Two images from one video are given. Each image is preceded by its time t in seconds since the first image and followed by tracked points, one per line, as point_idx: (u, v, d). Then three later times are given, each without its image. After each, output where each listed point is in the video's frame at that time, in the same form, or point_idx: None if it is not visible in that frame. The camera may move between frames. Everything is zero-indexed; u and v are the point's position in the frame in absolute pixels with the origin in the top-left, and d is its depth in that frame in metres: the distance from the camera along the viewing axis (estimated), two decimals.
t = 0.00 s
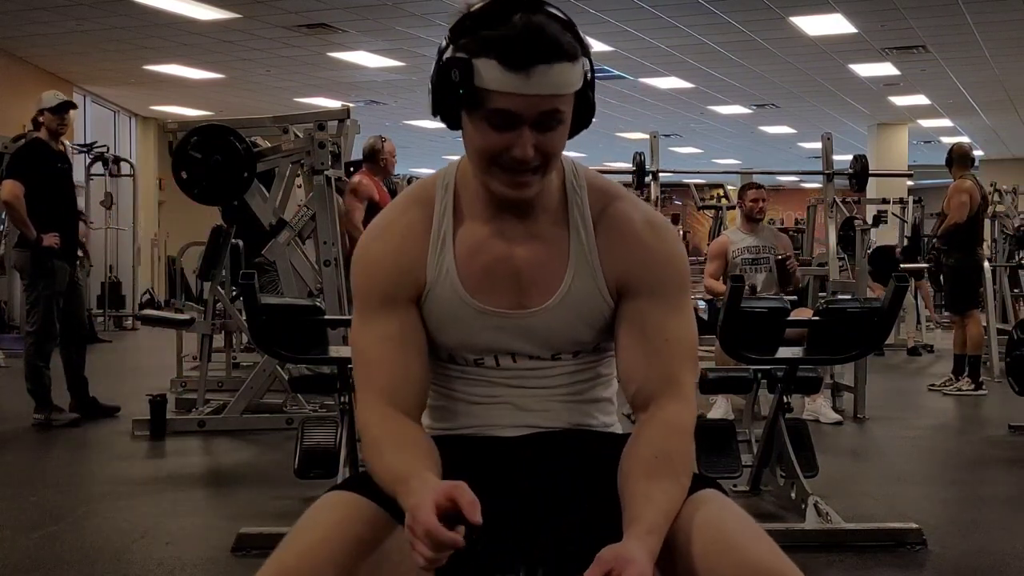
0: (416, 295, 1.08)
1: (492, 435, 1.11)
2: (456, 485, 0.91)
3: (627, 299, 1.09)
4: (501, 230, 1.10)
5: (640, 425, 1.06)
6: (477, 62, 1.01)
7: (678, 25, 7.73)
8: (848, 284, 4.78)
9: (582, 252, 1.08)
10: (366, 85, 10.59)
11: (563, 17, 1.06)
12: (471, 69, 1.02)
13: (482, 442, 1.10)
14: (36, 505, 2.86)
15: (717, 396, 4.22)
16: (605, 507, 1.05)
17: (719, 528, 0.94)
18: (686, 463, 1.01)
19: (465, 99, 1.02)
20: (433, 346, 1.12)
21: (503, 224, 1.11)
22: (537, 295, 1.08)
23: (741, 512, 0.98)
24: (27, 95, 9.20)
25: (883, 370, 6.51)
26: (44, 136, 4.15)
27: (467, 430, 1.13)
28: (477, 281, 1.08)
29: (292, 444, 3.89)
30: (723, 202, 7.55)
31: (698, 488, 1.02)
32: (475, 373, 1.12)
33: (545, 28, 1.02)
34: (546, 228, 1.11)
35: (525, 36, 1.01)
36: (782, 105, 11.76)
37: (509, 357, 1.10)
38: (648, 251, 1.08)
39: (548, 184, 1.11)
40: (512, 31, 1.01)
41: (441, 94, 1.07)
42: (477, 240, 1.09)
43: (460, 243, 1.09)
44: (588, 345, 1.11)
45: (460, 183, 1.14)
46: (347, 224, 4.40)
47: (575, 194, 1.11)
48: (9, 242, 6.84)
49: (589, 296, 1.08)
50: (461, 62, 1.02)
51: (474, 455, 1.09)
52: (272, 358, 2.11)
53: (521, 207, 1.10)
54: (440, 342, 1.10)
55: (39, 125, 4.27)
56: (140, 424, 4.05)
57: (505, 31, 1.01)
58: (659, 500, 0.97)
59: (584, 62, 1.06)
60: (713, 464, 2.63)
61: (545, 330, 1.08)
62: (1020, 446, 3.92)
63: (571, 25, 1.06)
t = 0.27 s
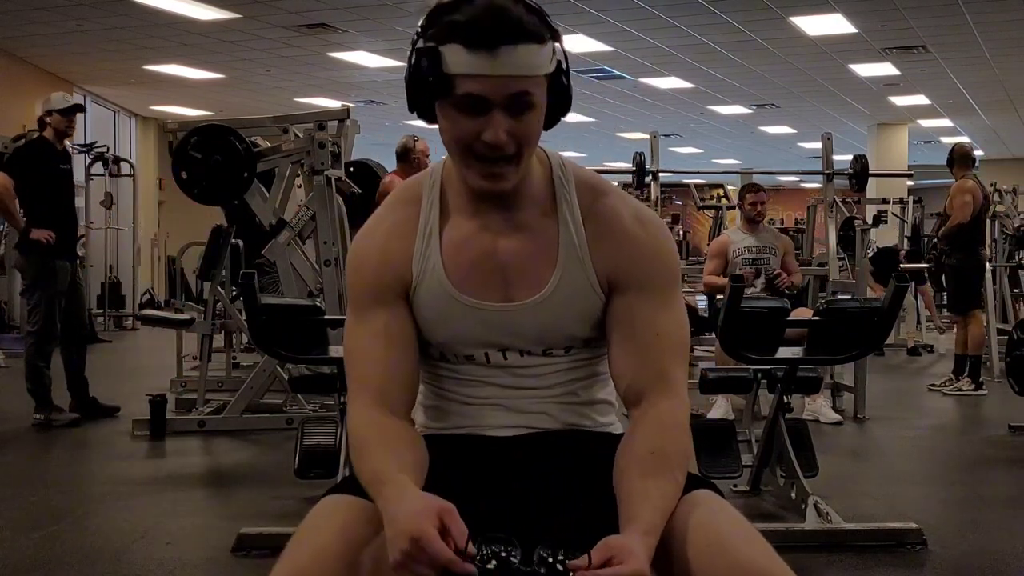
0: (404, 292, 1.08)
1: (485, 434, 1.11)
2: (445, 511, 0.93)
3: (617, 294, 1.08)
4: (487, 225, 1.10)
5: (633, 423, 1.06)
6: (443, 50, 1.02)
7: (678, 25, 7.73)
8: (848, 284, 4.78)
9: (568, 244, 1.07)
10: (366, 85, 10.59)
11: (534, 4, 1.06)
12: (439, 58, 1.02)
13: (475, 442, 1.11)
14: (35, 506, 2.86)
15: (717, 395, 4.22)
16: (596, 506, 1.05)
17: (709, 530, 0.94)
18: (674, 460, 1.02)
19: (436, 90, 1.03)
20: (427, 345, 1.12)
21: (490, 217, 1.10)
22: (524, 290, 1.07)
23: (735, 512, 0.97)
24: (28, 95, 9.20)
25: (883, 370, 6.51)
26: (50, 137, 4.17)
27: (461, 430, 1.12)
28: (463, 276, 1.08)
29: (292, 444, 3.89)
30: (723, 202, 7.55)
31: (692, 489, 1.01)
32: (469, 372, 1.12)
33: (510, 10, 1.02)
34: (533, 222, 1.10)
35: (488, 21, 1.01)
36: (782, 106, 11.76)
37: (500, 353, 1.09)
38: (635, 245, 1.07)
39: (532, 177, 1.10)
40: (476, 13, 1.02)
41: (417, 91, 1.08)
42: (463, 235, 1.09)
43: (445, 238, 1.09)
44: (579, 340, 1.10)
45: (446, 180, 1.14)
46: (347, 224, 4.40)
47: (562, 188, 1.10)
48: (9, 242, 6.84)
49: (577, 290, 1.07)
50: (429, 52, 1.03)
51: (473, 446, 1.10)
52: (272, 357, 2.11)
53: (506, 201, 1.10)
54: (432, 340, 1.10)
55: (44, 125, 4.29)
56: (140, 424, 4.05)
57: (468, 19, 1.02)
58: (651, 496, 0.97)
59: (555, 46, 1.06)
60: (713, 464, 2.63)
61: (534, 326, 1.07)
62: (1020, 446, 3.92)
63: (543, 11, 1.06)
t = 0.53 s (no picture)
0: (411, 295, 1.08)
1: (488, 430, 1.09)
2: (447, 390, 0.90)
3: (624, 294, 1.08)
4: (493, 228, 1.10)
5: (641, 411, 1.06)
6: (444, 60, 1.02)
7: (678, 25, 7.73)
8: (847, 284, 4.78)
9: (572, 244, 1.07)
10: (366, 85, 10.59)
11: (536, 11, 1.05)
12: (438, 68, 1.02)
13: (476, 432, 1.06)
14: (36, 506, 2.86)
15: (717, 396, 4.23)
16: (605, 505, 0.98)
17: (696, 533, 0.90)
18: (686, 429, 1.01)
19: (437, 97, 1.03)
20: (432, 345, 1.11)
21: (495, 219, 1.10)
22: (529, 289, 1.06)
23: (726, 519, 0.94)
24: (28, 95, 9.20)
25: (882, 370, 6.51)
26: (53, 137, 4.18)
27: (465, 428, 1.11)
28: (467, 274, 1.07)
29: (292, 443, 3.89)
30: (723, 202, 7.55)
31: (670, 490, 0.97)
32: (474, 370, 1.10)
33: (508, 19, 1.01)
34: (539, 224, 1.10)
35: (486, 28, 1.01)
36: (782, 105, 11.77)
37: (505, 351, 1.08)
38: (640, 247, 1.08)
39: (536, 178, 1.11)
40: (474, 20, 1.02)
41: (420, 99, 1.08)
42: (469, 237, 1.09)
43: (451, 241, 1.08)
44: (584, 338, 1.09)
45: (451, 186, 1.14)
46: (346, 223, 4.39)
47: (567, 191, 1.11)
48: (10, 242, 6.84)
49: (583, 287, 1.06)
50: (430, 61, 1.03)
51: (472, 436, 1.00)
52: (273, 358, 2.12)
53: (511, 205, 1.10)
54: (436, 339, 1.09)
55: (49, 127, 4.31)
56: (140, 424, 4.04)
57: (466, 23, 1.02)
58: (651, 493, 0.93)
59: (555, 51, 1.05)
60: (714, 464, 2.64)
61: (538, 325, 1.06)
62: (1020, 446, 3.92)
63: (544, 19, 1.06)
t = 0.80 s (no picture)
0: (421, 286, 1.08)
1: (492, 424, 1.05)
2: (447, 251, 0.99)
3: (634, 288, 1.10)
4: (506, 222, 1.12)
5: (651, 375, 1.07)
6: (465, 63, 1.02)
7: (677, 25, 7.73)
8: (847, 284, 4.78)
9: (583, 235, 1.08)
10: (366, 85, 10.59)
11: (556, 17, 1.06)
12: (460, 68, 1.03)
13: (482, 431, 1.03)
14: (36, 505, 2.86)
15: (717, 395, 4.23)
16: (604, 508, 0.97)
17: (681, 533, 0.88)
18: (717, 359, 1.05)
19: (458, 94, 1.04)
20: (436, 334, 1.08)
21: (508, 212, 1.12)
22: (536, 278, 1.06)
23: (714, 516, 0.92)
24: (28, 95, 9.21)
25: (882, 370, 6.51)
26: (53, 135, 4.18)
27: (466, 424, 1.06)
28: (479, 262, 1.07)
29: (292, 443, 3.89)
30: (723, 202, 7.55)
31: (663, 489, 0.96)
32: (480, 361, 1.07)
33: (531, 24, 1.02)
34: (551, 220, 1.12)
35: (509, 33, 1.01)
36: (782, 105, 11.77)
37: (512, 342, 1.06)
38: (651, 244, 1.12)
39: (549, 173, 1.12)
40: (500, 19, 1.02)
41: (442, 94, 1.09)
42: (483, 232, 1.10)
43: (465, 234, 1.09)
44: (593, 332, 1.06)
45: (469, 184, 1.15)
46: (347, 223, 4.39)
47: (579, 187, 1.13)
48: (10, 242, 6.84)
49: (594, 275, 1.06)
50: (453, 61, 1.04)
51: (475, 438, 1.01)
52: (272, 357, 2.11)
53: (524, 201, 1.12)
54: (443, 328, 1.07)
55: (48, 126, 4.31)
56: (140, 424, 4.04)
57: (490, 20, 1.03)
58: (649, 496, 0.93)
59: (573, 56, 1.06)
60: (715, 464, 2.64)
61: (545, 315, 1.05)
62: (1020, 446, 3.92)
63: (563, 24, 1.06)
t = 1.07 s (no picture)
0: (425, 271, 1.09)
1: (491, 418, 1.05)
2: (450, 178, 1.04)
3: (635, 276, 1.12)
4: (510, 213, 1.12)
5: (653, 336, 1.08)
6: (478, 72, 1.02)
7: (677, 25, 7.73)
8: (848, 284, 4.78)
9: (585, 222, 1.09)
10: (366, 85, 10.59)
11: (564, 23, 1.06)
12: (471, 79, 1.04)
13: (483, 426, 1.03)
14: (36, 505, 2.86)
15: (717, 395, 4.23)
16: (605, 506, 0.97)
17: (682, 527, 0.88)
18: (716, 318, 1.08)
19: (468, 103, 1.05)
20: (438, 320, 1.09)
21: (513, 207, 1.13)
22: (538, 265, 1.08)
23: (713, 512, 0.92)
24: (28, 95, 9.20)
25: (882, 370, 6.51)
26: (51, 135, 4.18)
27: (465, 418, 1.06)
28: (482, 251, 1.08)
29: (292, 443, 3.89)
30: (723, 202, 7.55)
31: (666, 488, 0.95)
32: (481, 352, 1.07)
33: (541, 37, 1.03)
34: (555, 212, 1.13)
35: (521, 47, 1.02)
36: (782, 105, 11.77)
37: (514, 331, 1.06)
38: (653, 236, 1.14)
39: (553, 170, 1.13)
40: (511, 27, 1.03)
41: (452, 96, 1.11)
42: (488, 224, 1.11)
43: (471, 226, 1.10)
44: (592, 323, 1.07)
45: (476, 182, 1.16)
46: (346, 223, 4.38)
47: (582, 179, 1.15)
48: (10, 242, 6.84)
49: (594, 263, 1.07)
50: (465, 70, 1.05)
51: (475, 435, 1.02)
52: (273, 357, 2.12)
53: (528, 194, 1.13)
54: (446, 314, 1.07)
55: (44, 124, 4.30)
56: (140, 423, 4.04)
57: (501, 30, 1.03)
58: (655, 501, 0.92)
59: (582, 67, 1.07)
60: (715, 464, 2.64)
61: (544, 302, 1.06)
62: (1020, 446, 3.92)
63: (571, 29, 1.06)
